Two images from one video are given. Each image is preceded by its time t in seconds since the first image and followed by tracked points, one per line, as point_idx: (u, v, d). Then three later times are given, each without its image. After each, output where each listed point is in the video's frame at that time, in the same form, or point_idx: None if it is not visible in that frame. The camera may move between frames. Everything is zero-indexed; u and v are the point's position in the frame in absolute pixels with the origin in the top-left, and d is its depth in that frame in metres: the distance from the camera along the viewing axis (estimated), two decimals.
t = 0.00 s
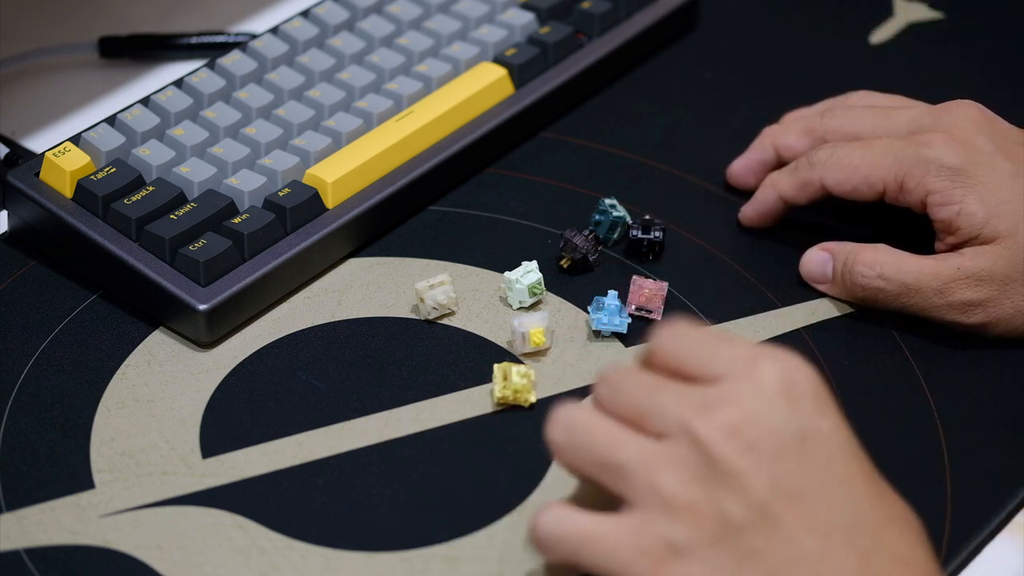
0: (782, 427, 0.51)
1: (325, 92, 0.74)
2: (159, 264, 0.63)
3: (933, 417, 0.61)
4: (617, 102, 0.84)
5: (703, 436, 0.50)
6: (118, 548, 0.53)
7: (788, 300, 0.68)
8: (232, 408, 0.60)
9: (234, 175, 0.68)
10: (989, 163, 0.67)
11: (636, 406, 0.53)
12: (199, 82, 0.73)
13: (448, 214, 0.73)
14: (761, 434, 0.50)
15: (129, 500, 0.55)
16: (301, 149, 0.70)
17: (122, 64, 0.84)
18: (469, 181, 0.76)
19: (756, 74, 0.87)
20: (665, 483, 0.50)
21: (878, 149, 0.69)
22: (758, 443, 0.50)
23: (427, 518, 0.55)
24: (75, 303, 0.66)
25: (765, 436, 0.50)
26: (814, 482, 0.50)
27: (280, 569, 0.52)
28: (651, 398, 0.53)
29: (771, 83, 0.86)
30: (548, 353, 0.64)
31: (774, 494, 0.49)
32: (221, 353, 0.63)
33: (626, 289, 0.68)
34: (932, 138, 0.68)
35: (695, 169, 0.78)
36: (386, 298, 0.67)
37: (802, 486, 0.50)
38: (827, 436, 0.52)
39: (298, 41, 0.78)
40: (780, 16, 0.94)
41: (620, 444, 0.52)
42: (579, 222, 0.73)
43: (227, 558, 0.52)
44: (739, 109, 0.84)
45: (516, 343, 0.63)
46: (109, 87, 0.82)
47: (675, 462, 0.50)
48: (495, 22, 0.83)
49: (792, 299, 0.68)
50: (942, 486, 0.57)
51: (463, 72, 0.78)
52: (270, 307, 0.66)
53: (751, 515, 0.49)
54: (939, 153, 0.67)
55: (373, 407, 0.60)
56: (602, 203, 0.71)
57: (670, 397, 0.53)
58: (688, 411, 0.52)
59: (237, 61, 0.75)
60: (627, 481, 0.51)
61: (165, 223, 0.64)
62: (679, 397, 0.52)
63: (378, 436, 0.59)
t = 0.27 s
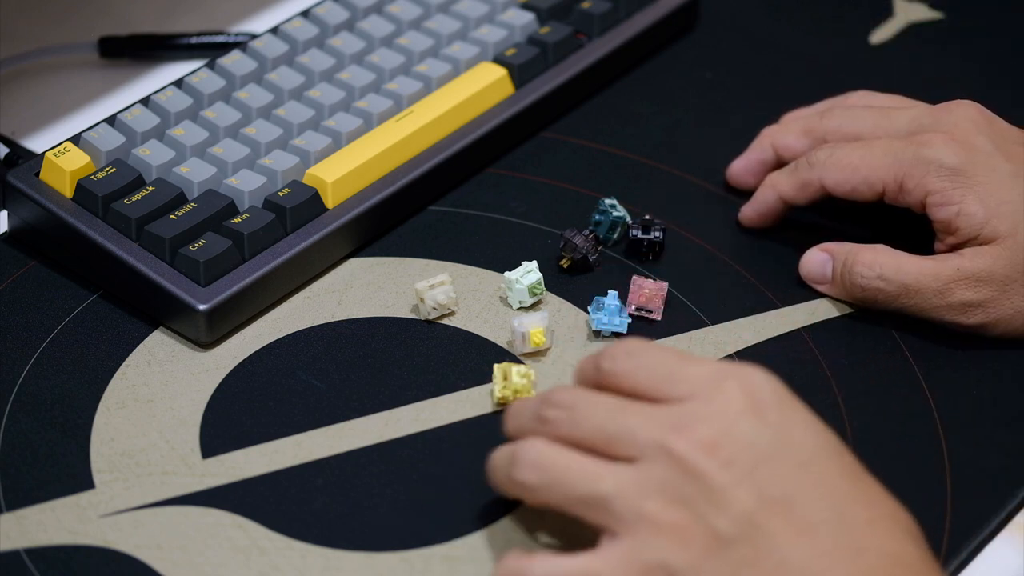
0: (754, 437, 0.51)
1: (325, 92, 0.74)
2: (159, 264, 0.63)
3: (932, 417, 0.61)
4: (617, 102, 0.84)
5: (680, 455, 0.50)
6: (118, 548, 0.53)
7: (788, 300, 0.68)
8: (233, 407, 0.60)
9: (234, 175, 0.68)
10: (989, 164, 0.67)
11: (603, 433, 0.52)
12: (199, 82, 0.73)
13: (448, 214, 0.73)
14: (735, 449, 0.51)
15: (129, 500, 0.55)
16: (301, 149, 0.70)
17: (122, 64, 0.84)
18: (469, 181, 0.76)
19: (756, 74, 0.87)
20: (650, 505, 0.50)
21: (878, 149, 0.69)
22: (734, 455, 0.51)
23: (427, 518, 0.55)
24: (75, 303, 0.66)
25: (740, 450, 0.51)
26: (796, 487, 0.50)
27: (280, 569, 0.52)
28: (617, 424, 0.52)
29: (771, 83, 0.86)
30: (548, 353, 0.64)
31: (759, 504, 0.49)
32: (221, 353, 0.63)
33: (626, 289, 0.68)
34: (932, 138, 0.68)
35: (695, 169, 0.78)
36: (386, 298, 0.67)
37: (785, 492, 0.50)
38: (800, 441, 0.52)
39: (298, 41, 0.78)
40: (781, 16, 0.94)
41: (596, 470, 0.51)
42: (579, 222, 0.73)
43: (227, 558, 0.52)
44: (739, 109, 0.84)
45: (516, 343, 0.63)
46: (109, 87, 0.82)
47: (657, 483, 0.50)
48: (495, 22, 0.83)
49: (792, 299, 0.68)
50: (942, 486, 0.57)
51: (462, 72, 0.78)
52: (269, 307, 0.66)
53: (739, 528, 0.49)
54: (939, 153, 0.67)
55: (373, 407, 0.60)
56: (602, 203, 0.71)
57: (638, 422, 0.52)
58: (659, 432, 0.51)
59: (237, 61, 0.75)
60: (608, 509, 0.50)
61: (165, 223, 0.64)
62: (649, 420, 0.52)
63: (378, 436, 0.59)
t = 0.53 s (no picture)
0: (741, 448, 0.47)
1: (325, 92, 0.74)
2: (159, 264, 0.63)
3: (933, 417, 0.61)
4: (617, 102, 0.84)
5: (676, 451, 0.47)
6: (118, 548, 0.53)
7: (788, 300, 0.68)
8: (233, 407, 0.60)
9: (234, 175, 0.68)
10: (989, 163, 0.67)
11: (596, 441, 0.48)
12: (200, 82, 0.73)
13: (448, 214, 0.73)
14: (719, 466, 0.46)
15: (129, 500, 0.55)
16: (301, 149, 0.70)
17: (122, 64, 0.84)
18: (469, 181, 0.76)
19: (757, 74, 0.87)
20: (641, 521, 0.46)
21: (878, 148, 0.69)
22: (719, 475, 0.46)
23: (427, 518, 0.55)
24: (75, 303, 0.66)
25: (726, 468, 0.46)
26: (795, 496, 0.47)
27: (280, 569, 0.52)
28: (612, 433, 0.48)
29: (771, 83, 0.86)
30: (548, 353, 0.64)
31: (750, 521, 0.46)
32: (221, 353, 0.63)
33: (626, 289, 0.68)
34: (932, 137, 0.68)
35: (695, 169, 0.78)
36: (387, 298, 0.67)
37: (785, 506, 0.47)
38: (794, 446, 0.48)
39: (298, 41, 0.78)
40: (781, 16, 0.94)
41: (588, 487, 0.47)
42: (579, 222, 0.73)
43: (227, 558, 0.52)
44: (740, 109, 0.84)
45: (516, 343, 0.63)
46: (109, 87, 0.82)
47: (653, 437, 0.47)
48: (495, 22, 0.83)
49: (792, 299, 0.68)
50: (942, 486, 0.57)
51: (463, 72, 0.78)
52: (270, 307, 0.66)
53: (729, 547, 0.46)
54: (939, 152, 0.67)
55: (373, 407, 0.60)
56: (602, 203, 0.71)
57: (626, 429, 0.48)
58: (643, 446, 0.47)
59: (237, 61, 0.75)
60: (604, 530, 0.47)
61: (165, 223, 0.64)
62: (640, 426, 0.48)
63: (378, 436, 0.59)
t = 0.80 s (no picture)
0: (933, 156, 0.37)
1: (325, 92, 0.74)
2: (159, 264, 0.63)
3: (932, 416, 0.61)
4: (617, 102, 0.84)
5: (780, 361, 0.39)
6: (118, 548, 0.53)
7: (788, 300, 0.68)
8: (232, 407, 0.60)
9: (234, 175, 0.68)
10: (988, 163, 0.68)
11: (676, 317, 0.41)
12: (199, 82, 0.73)
13: (448, 214, 0.73)
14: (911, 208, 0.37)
15: (129, 500, 0.55)
16: (301, 149, 0.70)
17: (122, 64, 0.84)
18: (469, 181, 0.76)
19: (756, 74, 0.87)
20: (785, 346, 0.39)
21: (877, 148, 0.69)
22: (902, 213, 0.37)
23: (427, 518, 0.55)
24: (75, 303, 0.66)
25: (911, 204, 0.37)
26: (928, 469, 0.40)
27: (280, 569, 0.52)
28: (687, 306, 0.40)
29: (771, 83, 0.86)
30: (548, 352, 0.64)
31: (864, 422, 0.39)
32: (221, 354, 0.63)
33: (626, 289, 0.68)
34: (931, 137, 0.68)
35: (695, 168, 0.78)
36: (387, 298, 0.67)
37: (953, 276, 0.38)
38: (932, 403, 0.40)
39: (298, 41, 0.78)
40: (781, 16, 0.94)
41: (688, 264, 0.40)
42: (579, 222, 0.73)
43: (227, 558, 0.52)
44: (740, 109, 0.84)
45: (516, 343, 0.63)
46: (109, 87, 0.82)
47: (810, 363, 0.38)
48: (495, 22, 0.83)
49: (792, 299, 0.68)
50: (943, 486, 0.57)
51: (463, 72, 0.78)
52: (270, 307, 0.66)
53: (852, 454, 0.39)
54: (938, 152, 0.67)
55: (373, 407, 0.60)
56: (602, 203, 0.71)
57: (907, 107, 0.38)
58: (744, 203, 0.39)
59: (237, 61, 0.75)
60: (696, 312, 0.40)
61: (165, 223, 0.64)
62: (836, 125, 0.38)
63: (378, 436, 0.59)
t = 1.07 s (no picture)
0: None
1: (325, 92, 0.74)
2: (159, 264, 0.63)
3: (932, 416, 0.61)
4: (617, 102, 0.84)
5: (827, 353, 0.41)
6: (118, 548, 0.53)
7: (788, 300, 0.68)
8: (233, 407, 0.60)
9: (234, 175, 0.68)
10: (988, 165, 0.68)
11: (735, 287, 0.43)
12: (199, 82, 0.73)
13: (448, 214, 0.73)
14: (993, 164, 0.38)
15: (129, 500, 0.55)
16: (301, 149, 0.70)
17: (122, 65, 0.84)
18: (469, 181, 0.76)
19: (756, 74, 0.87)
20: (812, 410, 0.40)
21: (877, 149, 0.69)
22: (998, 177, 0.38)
23: (427, 518, 0.55)
24: (75, 303, 0.66)
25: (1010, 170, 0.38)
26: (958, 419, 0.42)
27: (280, 569, 0.52)
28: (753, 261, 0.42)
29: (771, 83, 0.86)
30: (548, 352, 0.64)
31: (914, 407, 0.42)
32: (221, 354, 0.63)
33: (626, 289, 0.68)
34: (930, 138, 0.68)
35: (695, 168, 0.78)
36: (387, 298, 0.67)
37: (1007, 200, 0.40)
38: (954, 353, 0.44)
39: (298, 41, 0.78)
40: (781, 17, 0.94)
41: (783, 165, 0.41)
42: (579, 222, 0.73)
43: (227, 558, 0.52)
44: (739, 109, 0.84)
45: (516, 343, 0.63)
46: (109, 86, 0.82)
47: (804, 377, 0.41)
48: (495, 23, 0.83)
49: (792, 299, 0.68)
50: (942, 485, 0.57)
51: (463, 72, 0.78)
52: (270, 307, 0.66)
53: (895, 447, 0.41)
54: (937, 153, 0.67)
55: (373, 407, 0.60)
56: (602, 203, 0.71)
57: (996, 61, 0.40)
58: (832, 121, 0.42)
59: (237, 61, 0.75)
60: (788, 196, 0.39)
61: (165, 223, 0.64)
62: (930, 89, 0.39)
63: (378, 436, 0.59)
